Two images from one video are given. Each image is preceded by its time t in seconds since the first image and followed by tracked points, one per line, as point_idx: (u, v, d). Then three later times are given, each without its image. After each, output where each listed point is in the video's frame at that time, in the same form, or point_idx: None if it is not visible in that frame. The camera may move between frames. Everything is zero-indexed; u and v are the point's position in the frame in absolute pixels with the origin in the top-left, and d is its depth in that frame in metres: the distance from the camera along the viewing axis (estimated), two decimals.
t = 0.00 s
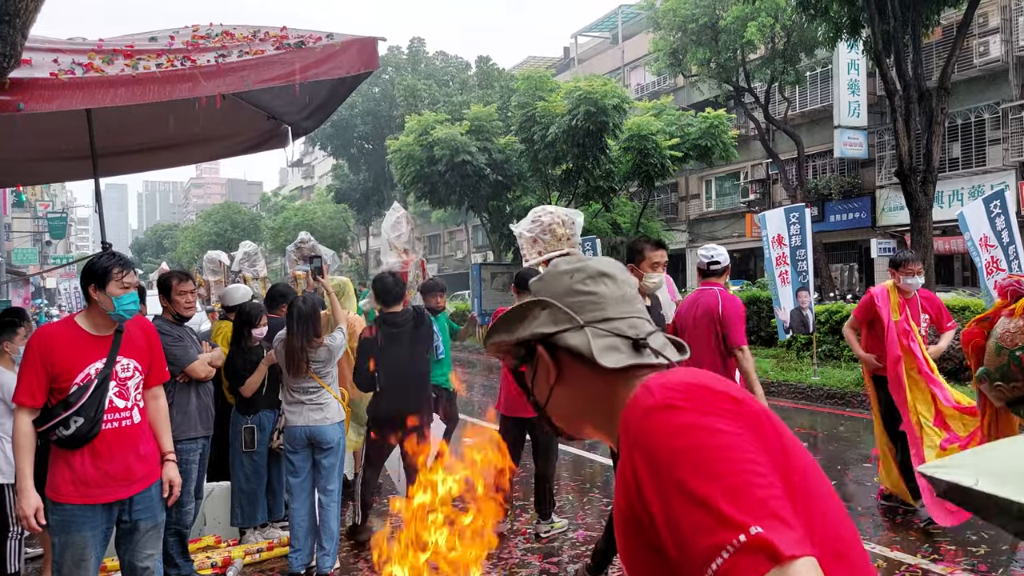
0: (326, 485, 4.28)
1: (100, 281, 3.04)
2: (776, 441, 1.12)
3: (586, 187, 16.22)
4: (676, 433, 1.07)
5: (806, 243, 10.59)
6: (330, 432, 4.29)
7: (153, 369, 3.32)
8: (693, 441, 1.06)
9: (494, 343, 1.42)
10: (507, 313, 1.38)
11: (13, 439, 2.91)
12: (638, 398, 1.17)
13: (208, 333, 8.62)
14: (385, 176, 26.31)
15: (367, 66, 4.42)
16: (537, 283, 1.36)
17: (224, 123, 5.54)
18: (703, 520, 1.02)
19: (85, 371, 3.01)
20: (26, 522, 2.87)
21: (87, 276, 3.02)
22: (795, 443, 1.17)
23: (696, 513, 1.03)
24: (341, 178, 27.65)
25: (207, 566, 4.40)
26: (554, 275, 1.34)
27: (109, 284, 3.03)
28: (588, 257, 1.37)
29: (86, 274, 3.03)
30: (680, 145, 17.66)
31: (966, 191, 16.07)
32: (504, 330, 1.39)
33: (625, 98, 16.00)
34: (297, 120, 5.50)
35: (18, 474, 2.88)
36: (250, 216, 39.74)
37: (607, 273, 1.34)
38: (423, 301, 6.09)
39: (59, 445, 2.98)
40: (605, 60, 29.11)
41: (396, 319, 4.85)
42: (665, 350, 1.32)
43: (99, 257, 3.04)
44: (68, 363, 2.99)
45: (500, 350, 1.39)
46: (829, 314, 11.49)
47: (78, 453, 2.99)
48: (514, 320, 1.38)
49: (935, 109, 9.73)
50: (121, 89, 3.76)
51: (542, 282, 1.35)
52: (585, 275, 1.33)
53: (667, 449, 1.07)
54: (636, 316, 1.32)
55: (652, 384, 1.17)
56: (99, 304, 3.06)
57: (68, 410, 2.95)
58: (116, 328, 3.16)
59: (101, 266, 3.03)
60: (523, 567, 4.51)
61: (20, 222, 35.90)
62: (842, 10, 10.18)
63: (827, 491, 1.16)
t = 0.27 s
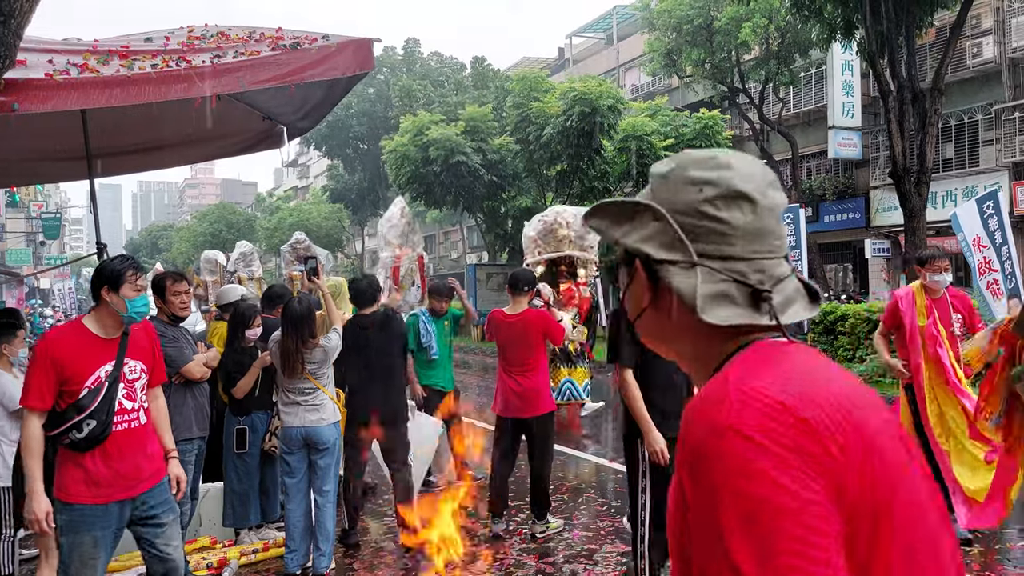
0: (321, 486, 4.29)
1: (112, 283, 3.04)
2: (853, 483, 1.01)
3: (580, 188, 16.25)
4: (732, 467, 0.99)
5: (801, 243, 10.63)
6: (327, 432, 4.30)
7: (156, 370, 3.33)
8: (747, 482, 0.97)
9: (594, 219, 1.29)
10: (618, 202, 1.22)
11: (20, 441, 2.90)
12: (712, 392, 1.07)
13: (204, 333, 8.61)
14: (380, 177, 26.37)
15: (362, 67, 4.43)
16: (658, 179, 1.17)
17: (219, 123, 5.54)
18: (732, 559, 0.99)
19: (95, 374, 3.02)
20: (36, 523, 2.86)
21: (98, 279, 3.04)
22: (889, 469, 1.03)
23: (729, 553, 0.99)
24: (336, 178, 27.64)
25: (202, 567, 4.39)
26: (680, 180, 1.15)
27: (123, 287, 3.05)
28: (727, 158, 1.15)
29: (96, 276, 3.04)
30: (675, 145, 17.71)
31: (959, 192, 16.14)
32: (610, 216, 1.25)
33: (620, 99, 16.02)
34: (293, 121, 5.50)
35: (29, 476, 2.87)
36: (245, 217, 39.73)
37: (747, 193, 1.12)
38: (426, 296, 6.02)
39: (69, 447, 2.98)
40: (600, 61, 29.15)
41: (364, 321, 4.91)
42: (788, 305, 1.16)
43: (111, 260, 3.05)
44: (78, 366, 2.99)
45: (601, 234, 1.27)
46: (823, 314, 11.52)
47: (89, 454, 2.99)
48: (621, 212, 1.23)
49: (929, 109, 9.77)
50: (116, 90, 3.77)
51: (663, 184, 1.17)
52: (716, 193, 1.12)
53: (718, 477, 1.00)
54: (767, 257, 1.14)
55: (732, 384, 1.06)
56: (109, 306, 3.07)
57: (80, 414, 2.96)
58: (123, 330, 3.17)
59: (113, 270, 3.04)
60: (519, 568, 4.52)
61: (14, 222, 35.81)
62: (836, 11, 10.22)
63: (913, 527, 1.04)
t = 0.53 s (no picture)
0: (321, 487, 4.28)
1: (159, 284, 3.27)
2: (909, 522, 0.94)
3: (579, 188, 16.28)
4: (769, 494, 0.95)
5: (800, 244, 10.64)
6: (326, 433, 4.30)
7: (189, 375, 3.52)
8: (780, 514, 0.94)
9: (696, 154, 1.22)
10: (725, 138, 1.13)
11: (65, 433, 3.04)
12: (765, 394, 1.02)
13: (202, 334, 8.60)
14: (378, 178, 26.39)
15: (362, 68, 4.42)
16: (774, 119, 1.07)
17: (218, 124, 5.54)
18: None
19: (141, 370, 3.20)
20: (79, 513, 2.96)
21: (145, 281, 3.26)
22: (967, 498, 0.95)
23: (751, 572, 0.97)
24: (335, 178, 27.65)
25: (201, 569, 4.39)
26: (800, 126, 1.04)
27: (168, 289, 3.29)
28: (861, 104, 1.03)
29: (145, 277, 3.25)
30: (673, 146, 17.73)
31: (957, 192, 16.15)
32: (718, 151, 1.16)
33: (618, 99, 16.03)
34: (292, 122, 5.50)
35: (74, 467, 2.99)
36: (243, 218, 39.72)
37: (879, 148, 1.02)
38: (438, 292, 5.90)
39: (114, 441, 3.11)
40: (598, 61, 29.18)
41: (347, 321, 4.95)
42: (907, 279, 1.07)
43: (158, 262, 3.27)
44: (124, 363, 3.17)
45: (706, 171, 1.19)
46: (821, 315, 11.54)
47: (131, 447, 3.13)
48: (726, 152, 1.14)
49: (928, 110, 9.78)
50: (115, 91, 3.76)
51: (777, 130, 1.07)
52: (840, 146, 1.01)
53: (753, 498, 0.97)
54: (892, 222, 1.04)
55: (787, 393, 0.99)
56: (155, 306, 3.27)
57: (128, 407, 3.11)
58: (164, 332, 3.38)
59: (159, 272, 3.26)
60: (518, 569, 4.52)
61: (12, 223, 35.77)
62: (834, 12, 10.23)
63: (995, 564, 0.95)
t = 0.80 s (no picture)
0: (321, 487, 4.28)
1: (200, 277, 3.54)
2: (976, 522, 0.92)
3: (578, 188, 16.30)
4: (830, 491, 0.95)
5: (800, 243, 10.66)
6: (326, 433, 4.29)
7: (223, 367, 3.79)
8: (843, 509, 0.94)
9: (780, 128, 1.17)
10: (810, 113, 1.09)
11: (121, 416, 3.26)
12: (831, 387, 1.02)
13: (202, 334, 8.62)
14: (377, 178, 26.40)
15: (361, 67, 4.41)
16: (870, 94, 1.03)
17: (217, 124, 5.53)
18: None
19: (189, 359, 3.45)
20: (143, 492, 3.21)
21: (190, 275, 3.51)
22: None
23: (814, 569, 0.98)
24: (334, 178, 27.65)
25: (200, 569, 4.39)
26: (898, 102, 1.00)
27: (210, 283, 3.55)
28: (964, 77, 0.99)
29: (189, 271, 3.51)
30: (672, 145, 17.73)
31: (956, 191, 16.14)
32: (805, 126, 1.12)
33: (617, 99, 16.03)
34: (291, 122, 5.50)
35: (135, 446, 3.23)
36: (242, 218, 39.73)
37: (983, 120, 0.98)
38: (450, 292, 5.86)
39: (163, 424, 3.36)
40: (597, 61, 29.20)
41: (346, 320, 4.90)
42: (1006, 265, 1.03)
43: (201, 258, 3.53)
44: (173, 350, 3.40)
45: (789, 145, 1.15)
46: (821, 315, 11.52)
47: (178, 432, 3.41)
48: (814, 127, 1.10)
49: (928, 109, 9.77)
50: (114, 90, 3.76)
51: (872, 106, 1.03)
52: (940, 121, 0.97)
53: (816, 495, 0.97)
54: (994, 203, 1.00)
55: (854, 388, 0.98)
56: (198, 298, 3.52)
57: (179, 392, 3.37)
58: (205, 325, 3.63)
59: (201, 268, 3.51)
60: (518, 569, 4.51)
61: (11, 223, 35.78)
62: (833, 12, 10.25)
63: None
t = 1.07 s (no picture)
0: (321, 486, 4.29)
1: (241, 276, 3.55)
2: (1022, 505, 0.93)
3: (579, 187, 16.32)
4: (878, 473, 0.95)
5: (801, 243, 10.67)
6: (327, 432, 4.29)
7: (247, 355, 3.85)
8: (891, 491, 0.94)
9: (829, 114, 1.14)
10: (867, 101, 1.05)
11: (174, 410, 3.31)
12: (877, 371, 1.02)
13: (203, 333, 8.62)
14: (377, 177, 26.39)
15: (362, 66, 4.40)
16: (933, 82, 1.00)
17: (218, 122, 5.52)
18: (858, 558, 0.98)
19: (235, 355, 3.52)
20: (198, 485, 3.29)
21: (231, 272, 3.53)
22: None
23: (859, 551, 0.98)
24: (335, 178, 27.64)
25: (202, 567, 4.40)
26: (961, 91, 0.97)
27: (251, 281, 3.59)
28: None
29: (231, 270, 3.54)
30: (672, 145, 17.72)
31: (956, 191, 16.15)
32: (859, 113, 1.08)
33: (617, 98, 16.03)
34: (292, 120, 5.50)
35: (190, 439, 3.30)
36: (242, 217, 39.73)
37: None
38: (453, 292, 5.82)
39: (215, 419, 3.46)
40: (597, 60, 29.20)
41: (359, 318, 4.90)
42: None
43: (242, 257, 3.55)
44: (224, 345, 3.45)
45: (840, 132, 1.12)
46: (821, 314, 11.52)
47: (226, 426, 3.51)
48: (868, 114, 1.07)
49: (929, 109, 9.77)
50: (115, 88, 3.75)
51: (933, 94, 1.00)
52: (1005, 112, 0.95)
53: (862, 478, 0.97)
54: None
55: (903, 373, 0.99)
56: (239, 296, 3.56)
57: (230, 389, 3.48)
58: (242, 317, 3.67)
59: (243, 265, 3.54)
60: (518, 567, 4.52)
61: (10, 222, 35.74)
62: (834, 11, 10.24)
63: None
